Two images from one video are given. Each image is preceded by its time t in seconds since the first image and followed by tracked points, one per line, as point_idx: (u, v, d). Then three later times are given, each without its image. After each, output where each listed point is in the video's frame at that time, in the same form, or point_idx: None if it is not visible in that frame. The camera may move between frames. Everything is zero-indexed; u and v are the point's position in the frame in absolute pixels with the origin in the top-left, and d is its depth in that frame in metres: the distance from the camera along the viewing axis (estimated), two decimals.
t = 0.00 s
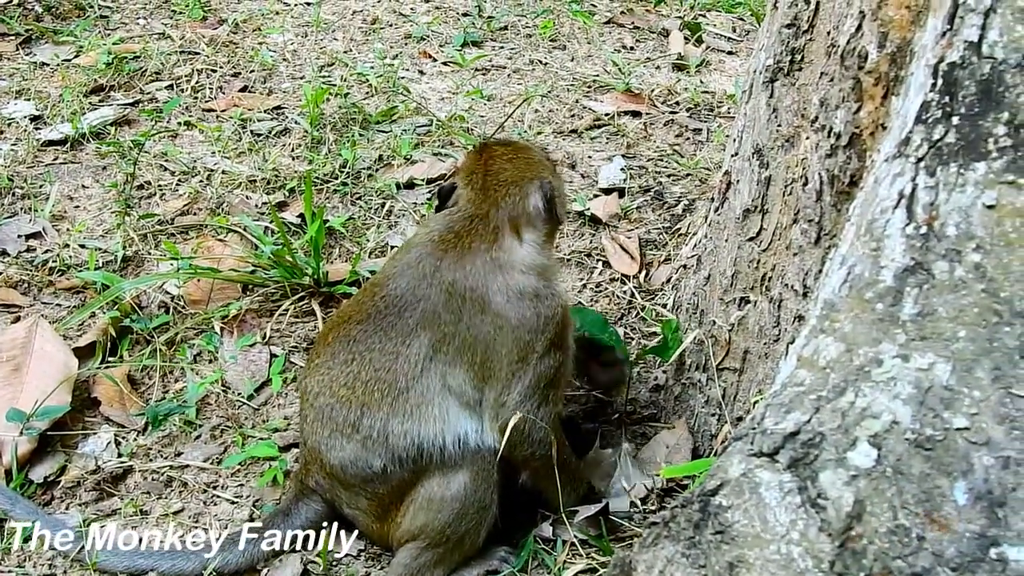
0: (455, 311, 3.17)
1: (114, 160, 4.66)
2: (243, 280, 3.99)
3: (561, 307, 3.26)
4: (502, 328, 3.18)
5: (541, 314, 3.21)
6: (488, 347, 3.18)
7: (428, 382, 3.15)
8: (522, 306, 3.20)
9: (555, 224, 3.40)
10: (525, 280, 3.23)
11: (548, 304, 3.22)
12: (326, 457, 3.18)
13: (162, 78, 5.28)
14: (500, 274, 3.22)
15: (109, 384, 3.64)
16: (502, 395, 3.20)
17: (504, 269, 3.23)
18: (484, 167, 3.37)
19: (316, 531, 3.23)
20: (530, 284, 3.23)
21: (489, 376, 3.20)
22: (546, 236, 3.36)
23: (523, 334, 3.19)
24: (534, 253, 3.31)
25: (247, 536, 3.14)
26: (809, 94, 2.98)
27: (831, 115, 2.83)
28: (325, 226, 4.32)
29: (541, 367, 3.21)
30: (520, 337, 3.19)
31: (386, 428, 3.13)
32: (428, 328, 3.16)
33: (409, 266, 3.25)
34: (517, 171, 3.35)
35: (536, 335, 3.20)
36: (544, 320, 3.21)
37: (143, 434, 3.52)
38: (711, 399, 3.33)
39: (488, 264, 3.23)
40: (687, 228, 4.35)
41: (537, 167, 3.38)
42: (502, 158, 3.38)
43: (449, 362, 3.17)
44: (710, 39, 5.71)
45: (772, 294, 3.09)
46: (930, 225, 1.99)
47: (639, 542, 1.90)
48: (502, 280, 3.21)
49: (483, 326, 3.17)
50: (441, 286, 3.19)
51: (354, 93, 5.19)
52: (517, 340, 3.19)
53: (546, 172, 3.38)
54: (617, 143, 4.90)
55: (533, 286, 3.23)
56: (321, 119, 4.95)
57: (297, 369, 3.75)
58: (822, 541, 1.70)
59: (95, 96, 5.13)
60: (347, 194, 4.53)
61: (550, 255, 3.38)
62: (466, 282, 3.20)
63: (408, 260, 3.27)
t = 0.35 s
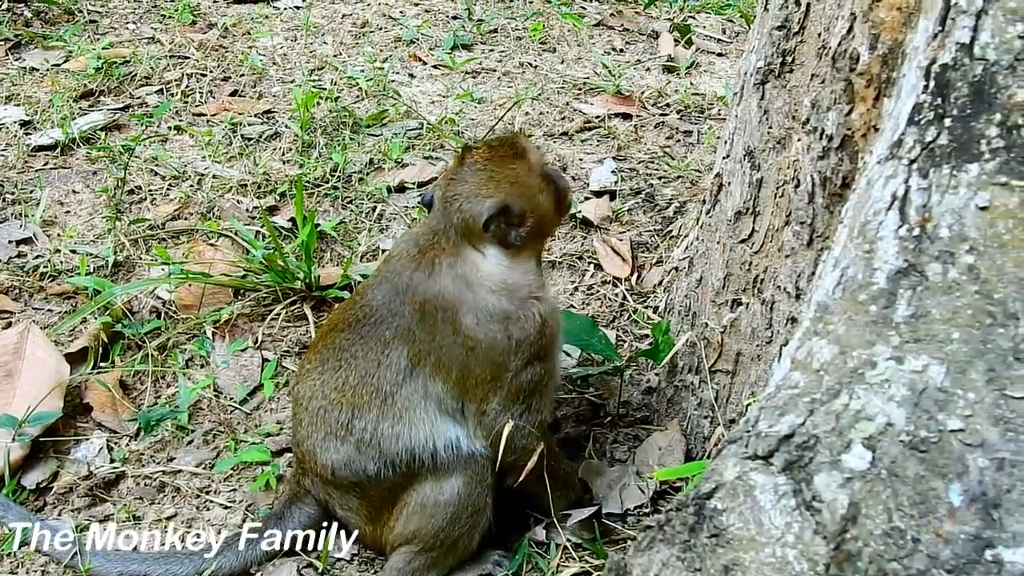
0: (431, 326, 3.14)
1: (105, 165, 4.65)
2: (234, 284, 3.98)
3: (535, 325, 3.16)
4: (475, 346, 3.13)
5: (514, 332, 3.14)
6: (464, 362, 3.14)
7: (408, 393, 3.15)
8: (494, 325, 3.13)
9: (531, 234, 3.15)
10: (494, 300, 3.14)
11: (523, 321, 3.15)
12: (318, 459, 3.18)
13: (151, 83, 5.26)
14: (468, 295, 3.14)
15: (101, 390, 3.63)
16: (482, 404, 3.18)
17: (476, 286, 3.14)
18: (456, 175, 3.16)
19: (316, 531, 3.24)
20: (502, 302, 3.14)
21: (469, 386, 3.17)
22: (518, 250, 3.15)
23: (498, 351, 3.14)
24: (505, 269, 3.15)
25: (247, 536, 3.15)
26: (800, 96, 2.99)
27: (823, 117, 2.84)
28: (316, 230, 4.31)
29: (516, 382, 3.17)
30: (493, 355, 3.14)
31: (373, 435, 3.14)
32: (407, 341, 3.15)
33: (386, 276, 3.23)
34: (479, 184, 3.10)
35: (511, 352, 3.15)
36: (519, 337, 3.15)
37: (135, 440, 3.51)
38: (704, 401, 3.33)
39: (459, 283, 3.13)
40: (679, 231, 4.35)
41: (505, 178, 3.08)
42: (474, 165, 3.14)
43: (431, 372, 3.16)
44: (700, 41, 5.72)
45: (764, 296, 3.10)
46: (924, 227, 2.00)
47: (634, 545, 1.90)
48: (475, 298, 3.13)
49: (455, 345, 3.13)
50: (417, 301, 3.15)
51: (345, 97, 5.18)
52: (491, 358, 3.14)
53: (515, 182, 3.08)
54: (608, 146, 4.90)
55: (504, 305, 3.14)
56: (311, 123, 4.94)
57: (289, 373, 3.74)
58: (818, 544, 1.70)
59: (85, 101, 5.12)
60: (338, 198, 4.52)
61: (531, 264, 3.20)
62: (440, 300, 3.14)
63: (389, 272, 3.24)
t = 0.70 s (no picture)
0: (419, 339, 3.14)
1: (99, 170, 4.64)
2: (229, 289, 3.98)
3: (520, 338, 3.13)
4: (461, 360, 3.12)
5: (499, 346, 3.12)
6: (453, 374, 3.14)
7: (402, 402, 3.16)
8: (479, 339, 3.11)
9: (509, 247, 3.10)
10: (478, 315, 3.11)
11: (508, 334, 3.12)
12: (315, 466, 3.17)
13: (145, 87, 5.26)
14: (452, 310, 3.11)
15: (96, 396, 3.63)
16: (475, 414, 3.18)
17: (459, 301, 3.11)
18: (434, 190, 3.14)
19: (316, 532, 3.24)
20: (485, 317, 3.11)
21: (462, 396, 3.17)
22: (498, 263, 3.11)
23: (485, 364, 3.13)
24: (487, 284, 3.11)
25: (247, 536, 3.16)
26: (795, 98, 2.99)
27: (818, 120, 2.85)
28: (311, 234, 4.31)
29: (505, 394, 3.17)
30: (481, 367, 3.13)
31: (369, 441, 3.15)
32: (398, 352, 3.17)
33: (375, 287, 3.23)
34: (451, 201, 3.07)
35: (498, 365, 3.13)
36: (504, 351, 3.13)
37: (131, 445, 3.50)
38: (699, 404, 3.34)
39: (441, 298, 3.12)
40: (673, 234, 4.36)
41: (476, 194, 3.05)
42: (449, 179, 3.10)
43: (422, 382, 3.16)
44: (693, 43, 5.73)
45: (760, 298, 3.10)
46: (920, 230, 2.00)
47: (632, 550, 1.89)
48: (458, 313, 3.11)
49: (443, 359, 3.13)
50: (404, 314, 3.16)
51: (338, 101, 5.18)
52: (477, 371, 3.13)
53: (486, 198, 3.04)
54: (602, 148, 4.90)
55: (487, 320, 3.11)
56: (305, 127, 4.94)
57: (285, 378, 3.74)
58: (816, 548, 1.71)
59: (79, 106, 5.11)
60: (332, 202, 4.52)
61: (516, 275, 3.14)
62: (424, 314, 3.13)
63: (377, 283, 3.24)
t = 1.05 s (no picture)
0: (412, 344, 3.14)
1: (94, 176, 4.64)
2: (224, 294, 3.98)
3: (512, 343, 3.13)
4: (454, 364, 3.12)
5: (492, 352, 3.12)
6: (446, 379, 3.14)
7: (396, 407, 3.16)
8: (471, 345, 3.11)
9: (501, 253, 3.13)
10: (470, 320, 3.10)
11: (500, 340, 3.12)
12: (310, 471, 3.18)
13: (140, 92, 5.26)
14: (444, 314, 3.11)
15: (92, 400, 3.62)
16: (468, 419, 3.18)
17: (452, 306, 3.11)
18: (428, 197, 3.16)
19: (317, 531, 3.24)
20: (477, 322, 3.11)
21: (455, 402, 3.16)
22: (490, 269, 3.13)
23: (478, 369, 3.12)
24: (479, 289, 3.12)
25: (247, 535, 3.18)
26: (789, 101, 3.00)
27: (811, 123, 2.86)
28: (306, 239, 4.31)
29: (498, 400, 3.17)
30: (473, 373, 3.13)
31: (364, 445, 3.15)
32: (391, 358, 3.17)
33: (369, 292, 3.24)
34: (445, 205, 3.10)
35: (490, 371, 3.13)
36: (496, 356, 3.12)
37: (127, 450, 3.51)
38: (695, 407, 3.34)
39: (434, 303, 3.12)
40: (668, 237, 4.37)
41: (470, 200, 3.09)
42: (446, 183, 3.14)
43: (415, 388, 3.16)
44: (687, 47, 5.74)
45: (754, 301, 3.11)
46: (913, 232, 2.01)
47: (626, 552, 1.88)
48: (451, 318, 3.11)
49: (435, 364, 3.13)
50: (397, 319, 3.16)
51: (333, 105, 5.19)
52: (470, 376, 3.13)
53: (480, 204, 3.09)
54: (598, 152, 4.91)
55: (479, 325, 3.11)
56: (300, 131, 4.94)
57: (281, 382, 3.74)
58: (810, 550, 1.71)
59: (74, 111, 5.11)
60: (328, 206, 4.52)
61: (508, 282, 3.16)
62: (417, 319, 3.13)
63: (370, 289, 3.24)
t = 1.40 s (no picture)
0: (403, 347, 3.15)
1: (90, 179, 4.65)
2: (219, 297, 3.99)
3: (502, 347, 3.14)
4: (444, 367, 3.13)
5: (481, 355, 3.13)
6: (436, 381, 3.15)
7: (387, 410, 3.17)
8: (461, 348, 3.12)
9: (492, 258, 3.14)
10: (459, 324, 3.11)
11: (490, 344, 3.13)
12: (303, 474, 3.18)
13: (135, 96, 5.27)
14: (434, 317, 3.12)
15: (87, 403, 3.63)
16: (461, 422, 3.19)
17: (442, 310, 3.12)
18: (420, 201, 3.17)
19: (316, 530, 3.24)
20: (467, 326, 3.12)
21: (446, 404, 3.18)
22: (481, 274, 3.14)
23: (468, 372, 3.13)
24: (470, 293, 3.13)
25: (247, 536, 3.19)
26: (782, 104, 3.01)
27: (803, 125, 2.87)
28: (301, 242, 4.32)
29: (488, 402, 3.18)
30: (463, 376, 3.14)
31: (356, 449, 3.16)
32: (382, 361, 3.18)
33: (360, 294, 3.25)
34: (433, 211, 3.12)
35: (480, 374, 3.14)
36: (486, 359, 3.14)
37: (122, 452, 3.51)
38: (688, 409, 3.35)
39: (425, 306, 3.13)
40: (662, 239, 4.38)
41: (458, 207, 3.10)
42: (437, 187, 3.15)
43: (406, 390, 3.17)
44: (681, 50, 5.76)
45: (747, 303, 3.12)
46: (903, 233, 2.01)
47: (618, 553, 1.87)
48: (441, 321, 3.12)
49: (426, 367, 3.14)
50: (388, 322, 3.17)
51: (328, 109, 5.20)
52: (460, 379, 3.14)
53: (468, 211, 3.09)
54: (592, 155, 4.92)
55: (469, 329, 3.12)
56: (295, 135, 4.95)
57: (276, 385, 3.74)
58: (801, 549, 1.72)
59: (70, 115, 5.12)
60: (322, 210, 4.53)
61: (498, 286, 3.16)
62: (408, 322, 3.14)
63: (362, 290, 3.25)
